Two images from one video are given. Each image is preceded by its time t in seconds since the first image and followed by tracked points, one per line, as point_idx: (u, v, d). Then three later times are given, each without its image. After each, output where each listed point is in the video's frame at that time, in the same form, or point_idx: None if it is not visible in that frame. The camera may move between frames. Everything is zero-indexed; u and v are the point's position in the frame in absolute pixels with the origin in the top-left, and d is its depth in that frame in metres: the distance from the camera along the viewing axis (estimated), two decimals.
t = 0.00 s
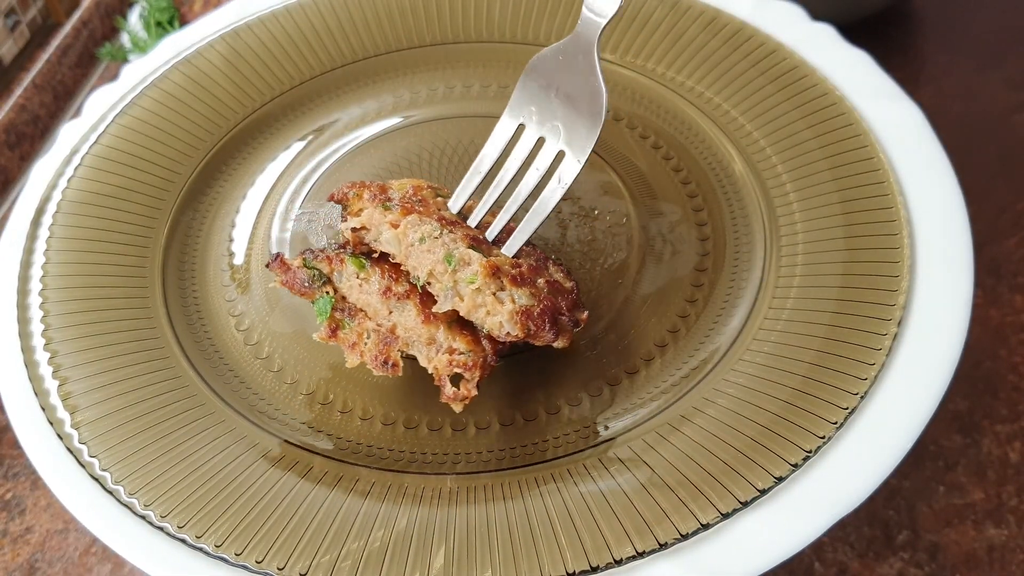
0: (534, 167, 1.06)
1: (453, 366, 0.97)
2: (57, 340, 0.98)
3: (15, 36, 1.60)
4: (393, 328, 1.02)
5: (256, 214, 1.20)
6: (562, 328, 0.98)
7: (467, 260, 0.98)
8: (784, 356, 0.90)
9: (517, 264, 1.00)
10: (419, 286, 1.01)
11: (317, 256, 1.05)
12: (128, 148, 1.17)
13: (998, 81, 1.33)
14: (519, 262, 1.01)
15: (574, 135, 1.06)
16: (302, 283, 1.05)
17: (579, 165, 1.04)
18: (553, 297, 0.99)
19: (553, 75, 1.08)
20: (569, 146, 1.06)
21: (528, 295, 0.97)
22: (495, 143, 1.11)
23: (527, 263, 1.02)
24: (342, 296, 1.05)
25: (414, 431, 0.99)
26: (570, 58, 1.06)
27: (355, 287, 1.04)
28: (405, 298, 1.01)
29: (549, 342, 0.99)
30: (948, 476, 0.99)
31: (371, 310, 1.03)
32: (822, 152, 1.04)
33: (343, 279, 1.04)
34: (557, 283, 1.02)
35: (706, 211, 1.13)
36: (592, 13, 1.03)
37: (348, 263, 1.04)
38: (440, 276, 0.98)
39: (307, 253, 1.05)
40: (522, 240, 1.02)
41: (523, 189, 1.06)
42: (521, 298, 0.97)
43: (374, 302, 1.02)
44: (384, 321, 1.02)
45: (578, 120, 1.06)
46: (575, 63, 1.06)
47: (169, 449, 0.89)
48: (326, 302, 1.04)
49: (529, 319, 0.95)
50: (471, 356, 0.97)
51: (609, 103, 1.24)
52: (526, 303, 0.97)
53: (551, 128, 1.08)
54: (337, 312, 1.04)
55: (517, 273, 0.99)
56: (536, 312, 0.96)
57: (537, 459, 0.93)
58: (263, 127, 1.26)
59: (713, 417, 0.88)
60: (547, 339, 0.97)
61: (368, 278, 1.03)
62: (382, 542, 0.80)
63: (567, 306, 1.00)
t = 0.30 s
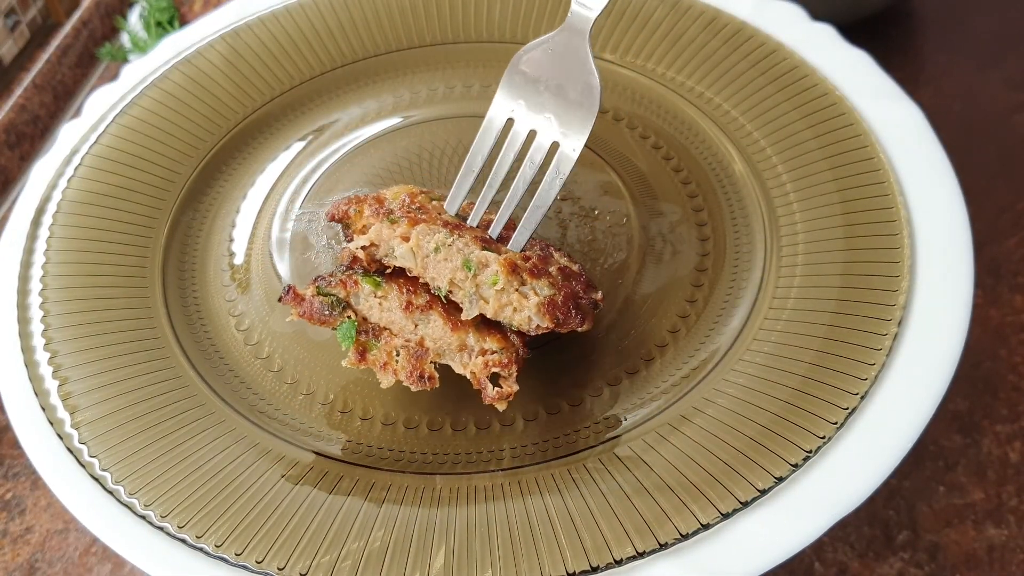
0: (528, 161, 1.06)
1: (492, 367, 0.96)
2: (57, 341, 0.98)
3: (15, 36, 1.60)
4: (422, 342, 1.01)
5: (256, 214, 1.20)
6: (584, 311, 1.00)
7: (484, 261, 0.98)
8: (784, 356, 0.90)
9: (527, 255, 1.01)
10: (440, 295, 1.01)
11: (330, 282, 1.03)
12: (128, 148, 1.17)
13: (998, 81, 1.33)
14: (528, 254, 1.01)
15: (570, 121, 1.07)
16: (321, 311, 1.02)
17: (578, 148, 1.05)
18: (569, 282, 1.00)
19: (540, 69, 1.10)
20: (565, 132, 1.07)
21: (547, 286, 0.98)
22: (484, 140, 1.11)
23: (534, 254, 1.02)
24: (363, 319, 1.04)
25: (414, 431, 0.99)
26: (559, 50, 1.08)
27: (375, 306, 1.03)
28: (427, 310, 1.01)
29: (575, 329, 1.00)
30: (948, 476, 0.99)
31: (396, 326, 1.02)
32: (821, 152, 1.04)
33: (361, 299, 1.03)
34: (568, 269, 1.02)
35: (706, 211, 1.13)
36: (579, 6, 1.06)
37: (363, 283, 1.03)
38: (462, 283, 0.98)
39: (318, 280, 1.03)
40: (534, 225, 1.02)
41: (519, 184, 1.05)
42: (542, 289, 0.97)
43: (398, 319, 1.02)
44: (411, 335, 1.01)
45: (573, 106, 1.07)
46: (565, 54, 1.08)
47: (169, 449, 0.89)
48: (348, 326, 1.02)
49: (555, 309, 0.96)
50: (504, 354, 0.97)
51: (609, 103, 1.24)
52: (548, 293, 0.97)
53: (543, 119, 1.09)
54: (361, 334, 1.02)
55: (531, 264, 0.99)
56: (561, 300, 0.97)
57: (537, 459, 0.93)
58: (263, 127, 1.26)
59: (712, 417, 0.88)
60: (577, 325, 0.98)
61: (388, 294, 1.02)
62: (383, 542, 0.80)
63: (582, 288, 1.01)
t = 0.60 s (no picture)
0: (512, 163, 1.06)
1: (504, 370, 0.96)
2: (57, 341, 0.98)
3: (15, 36, 1.59)
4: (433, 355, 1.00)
5: (256, 214, 1.20)
6: (587, 305, 1.00)
7: (485, 267, 0.98)
8: (784, 356, 0.90)
9: (523, 255, 1.01)
10: (444, 305, 1.01)
11: (332, 304, 1.01)
12: (128, 148, 1.17)
13: (998, 81, 1.33)
14: (524, 255, 1.01)
15: (554, 119, 1.08)
16: (329, 337, 1.00)
17: (563, 146, 1.06)
18: (567, 279, 1.01)
19: (520, 69, 1.11)
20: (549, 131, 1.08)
21: (548, 284, 0.98)
22: (466, 146, 1.10)
23: (529, 253, 1.02)
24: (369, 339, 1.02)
25: (414, 431, 0.99)
26: (539, 50, 1.11)
27: (380, 324, 1.02)
28: (433, 321, 1.00)
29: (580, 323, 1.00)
30: (948, 476, 0.99)
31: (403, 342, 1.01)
32: (821, 152, 1.04)
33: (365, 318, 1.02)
34: (564, 264, 1.02)
35: (706, 211, 1.13)
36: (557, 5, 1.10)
37: (365, 302, 1.02)
38: (465, 292, 0.98)
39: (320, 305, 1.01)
40: (526, 225, 1.02)
41: (506, 189, 1.04)
42: (543, 288, 0.98)
43: (404, 335, 1.01)
44: (420, 349, 1.00)
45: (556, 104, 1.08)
46: (547, 54, 1.11)
47: (169, 449, 0.89)
48: (355, 348, 0.99)
49: (560, 307, 0.97)
50: (514, 357, 0.97)
51: (609, 103, 1.24)
52: (551, 292, 0.97)
53: (526, 119, 1.09)
54: (369, 354, 1.00)
55: (529, 264, 0.99)
56: (564, 297, 0.97)
57: (537, 459, 0.93)
58: (263, 128, 1.26)
59: (712, 417, 0.88)
60: (585, 319, 0.99)
61: (392, 308, 1.01)
62: (383, 542, 0.80)
63: (580, 282, 1.01)
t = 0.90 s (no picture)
0: (512, 162, 1.06)
1: (500, 376, 0.96)
2: (57, 341, 0.98)
3: (15, 36, 1.59)
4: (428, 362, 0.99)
5: (256, 214, 1.20)
6: (584, 310, 1.00)
7: (481, 272, 0.98)
8: (784, 356, 0.90)
9: (522, 259, 1.01)
10: (439, 311, 1.00)
11: (328, 312, 1.02)
12: (128, 148, 1.17)
13: (998, 81, 1.33)
14: (523, 258, 1.01)
15: (551, 119, 1.08)
16: (324, 345, 1.00)
17: (560, 147, 1.06)
18: (566, 282, 1.00)
19: (515, 70, 1.11)
20: (545, 133, 1.08)
21: (546, 288, 0.98)
22: (465, 145, 1.10)
23: (528, 255, 1.02)
24: (365, 346, 1.03)
25: (414, 431, 0.99)
26: (533, 51, 1.11)
27: (376, 331, 1.02)
28: (428, 328, 1.00)
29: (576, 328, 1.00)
30: (948, 476, 0.99)
31: (400, 349, 1.01)
32: (821, 152, 1.04)
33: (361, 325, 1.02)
34: (563, 267, 1.02)
35: (706, 211, 1.13)
36: (550, 3, 1.10)
37: (360, 309, 1.02)
38: (460, 297, 0.98)
39: (315, 313, 1.01)
40: (524, 228, 1.02)
41: (506, 188, 1.05)
42: (540, 292, 0.98)
43: (400, 341, 1.01)
44: (415, 356, 1.00)
45: (551, 106, 1.09)
46: (543, 55, 1.11)
47: (169, 449, 0.89)
48: (352, 355, 1.00)
49: (556, 312, 0.96)
50: (509, 364, 0.97)
51: (609, 103, 1.24)
52: (548, 296, 0.98)
53: (522, 119, 1.09)
54: (365, 360, 1.01)
55: (527, 268, 0.99)
56: (561, 302, 0.97)
57: (537, 459, 0.93)
58: (263, 128, 1.26)
59: (712, 417, 0.88)
60: (581, 324, 0.98)
61: (388, 314, 1.02)
62: (383, 542, 0.80)
63: (579, 286, 1.01)
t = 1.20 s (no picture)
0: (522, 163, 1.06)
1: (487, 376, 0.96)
2: (57, 340, 0.98)
3: (15, 36, 1.59)
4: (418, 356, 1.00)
5: (256, 214, 1.20)
6: (580, 316, 0.99)
7: (478, 270, 0.98)
8: (783, 356, 0.90)
9: (523, 259, 1.00)
10: (434, 305, 1.01)
11: (326, 298, 1.02)
12: (128, 148, 1.17)
13: (998, 81, 1.33)
14: (526, 258, 1.00)
15: (562, 122, 1.08)
16: (318, 329, 1.02)
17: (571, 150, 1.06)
18: (565, 285, 1.00)
19: (530, 69, 1.10)
20: (556, 138, 1.08)
21: (544, 291, 0.98)
22: (476, 145, 1.10)
23: (532, 257, 1.02)
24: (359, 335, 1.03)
25: (413, 430, 0.99)
26: (548, 51, 1.10)
27: (370, 320, 1.02)
28: (422, 322, 1.00)
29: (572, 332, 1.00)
30: (948, 476, 0.99)
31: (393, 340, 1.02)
32: (821, 152, 1.04)
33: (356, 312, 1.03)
34: (565, 270, 1.02)
35: (706, 211, 1.13)
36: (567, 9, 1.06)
37: (357, 298, 1.02)
38: (455, 293, 0.98)
39: (313, 298, 1.02)
40: (527, 231, 1.02)
41: (513, 194, 1.04)
42: (537, 294, 0.97)
43: (394, 333, 1.01)
44: (407, 348, 1.01)
45: (562, 111, 1.08)
46: (558, 55, 1.09)
47: (169, 449, 0.89)
48: (345, 343, 1.02)
49: (550, 316, 0.96)
50: (498, 364, 0.97)
51: (609, 103, 1.24)
52: (544, 299, 0.97)
53: (534, 120, 1.09)
54: (358, 348, 1.02)
55: (527, 269, 0.99)
56: (557, 305, 0.97)
57: (537, 458, 0.93)
58: (263, 127, 1.26)
59: (712, 417, 0.88)
60: (574, 330, 0.98)
61: (383, 305, 1.02)
62: (383, 542, 0.80)
63: (580, 293, 1.00)
